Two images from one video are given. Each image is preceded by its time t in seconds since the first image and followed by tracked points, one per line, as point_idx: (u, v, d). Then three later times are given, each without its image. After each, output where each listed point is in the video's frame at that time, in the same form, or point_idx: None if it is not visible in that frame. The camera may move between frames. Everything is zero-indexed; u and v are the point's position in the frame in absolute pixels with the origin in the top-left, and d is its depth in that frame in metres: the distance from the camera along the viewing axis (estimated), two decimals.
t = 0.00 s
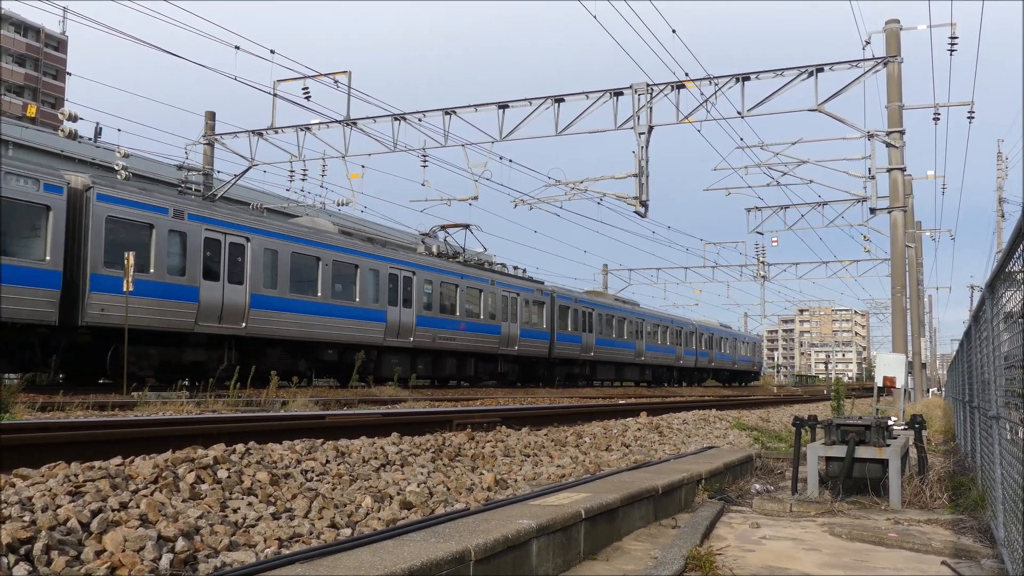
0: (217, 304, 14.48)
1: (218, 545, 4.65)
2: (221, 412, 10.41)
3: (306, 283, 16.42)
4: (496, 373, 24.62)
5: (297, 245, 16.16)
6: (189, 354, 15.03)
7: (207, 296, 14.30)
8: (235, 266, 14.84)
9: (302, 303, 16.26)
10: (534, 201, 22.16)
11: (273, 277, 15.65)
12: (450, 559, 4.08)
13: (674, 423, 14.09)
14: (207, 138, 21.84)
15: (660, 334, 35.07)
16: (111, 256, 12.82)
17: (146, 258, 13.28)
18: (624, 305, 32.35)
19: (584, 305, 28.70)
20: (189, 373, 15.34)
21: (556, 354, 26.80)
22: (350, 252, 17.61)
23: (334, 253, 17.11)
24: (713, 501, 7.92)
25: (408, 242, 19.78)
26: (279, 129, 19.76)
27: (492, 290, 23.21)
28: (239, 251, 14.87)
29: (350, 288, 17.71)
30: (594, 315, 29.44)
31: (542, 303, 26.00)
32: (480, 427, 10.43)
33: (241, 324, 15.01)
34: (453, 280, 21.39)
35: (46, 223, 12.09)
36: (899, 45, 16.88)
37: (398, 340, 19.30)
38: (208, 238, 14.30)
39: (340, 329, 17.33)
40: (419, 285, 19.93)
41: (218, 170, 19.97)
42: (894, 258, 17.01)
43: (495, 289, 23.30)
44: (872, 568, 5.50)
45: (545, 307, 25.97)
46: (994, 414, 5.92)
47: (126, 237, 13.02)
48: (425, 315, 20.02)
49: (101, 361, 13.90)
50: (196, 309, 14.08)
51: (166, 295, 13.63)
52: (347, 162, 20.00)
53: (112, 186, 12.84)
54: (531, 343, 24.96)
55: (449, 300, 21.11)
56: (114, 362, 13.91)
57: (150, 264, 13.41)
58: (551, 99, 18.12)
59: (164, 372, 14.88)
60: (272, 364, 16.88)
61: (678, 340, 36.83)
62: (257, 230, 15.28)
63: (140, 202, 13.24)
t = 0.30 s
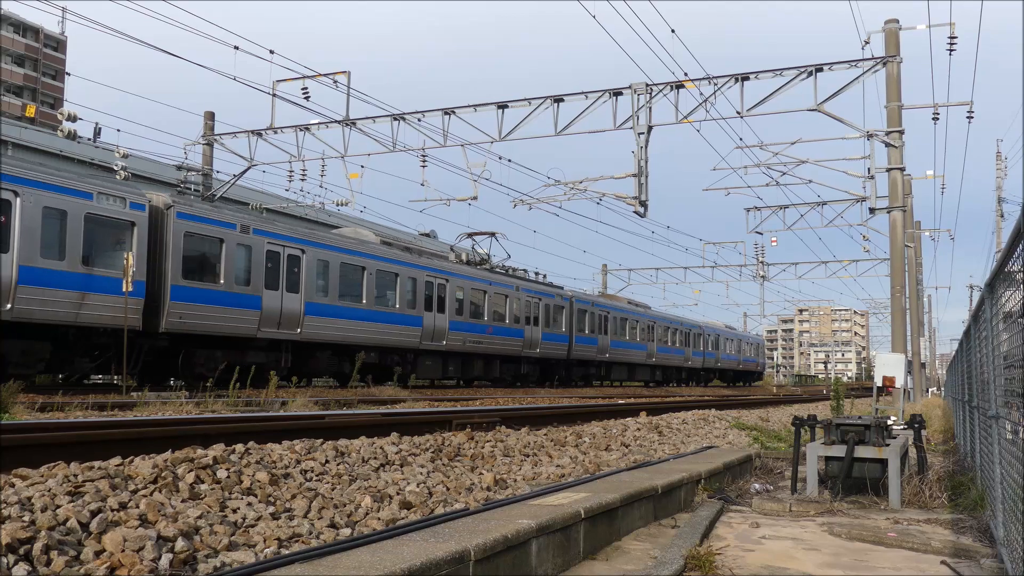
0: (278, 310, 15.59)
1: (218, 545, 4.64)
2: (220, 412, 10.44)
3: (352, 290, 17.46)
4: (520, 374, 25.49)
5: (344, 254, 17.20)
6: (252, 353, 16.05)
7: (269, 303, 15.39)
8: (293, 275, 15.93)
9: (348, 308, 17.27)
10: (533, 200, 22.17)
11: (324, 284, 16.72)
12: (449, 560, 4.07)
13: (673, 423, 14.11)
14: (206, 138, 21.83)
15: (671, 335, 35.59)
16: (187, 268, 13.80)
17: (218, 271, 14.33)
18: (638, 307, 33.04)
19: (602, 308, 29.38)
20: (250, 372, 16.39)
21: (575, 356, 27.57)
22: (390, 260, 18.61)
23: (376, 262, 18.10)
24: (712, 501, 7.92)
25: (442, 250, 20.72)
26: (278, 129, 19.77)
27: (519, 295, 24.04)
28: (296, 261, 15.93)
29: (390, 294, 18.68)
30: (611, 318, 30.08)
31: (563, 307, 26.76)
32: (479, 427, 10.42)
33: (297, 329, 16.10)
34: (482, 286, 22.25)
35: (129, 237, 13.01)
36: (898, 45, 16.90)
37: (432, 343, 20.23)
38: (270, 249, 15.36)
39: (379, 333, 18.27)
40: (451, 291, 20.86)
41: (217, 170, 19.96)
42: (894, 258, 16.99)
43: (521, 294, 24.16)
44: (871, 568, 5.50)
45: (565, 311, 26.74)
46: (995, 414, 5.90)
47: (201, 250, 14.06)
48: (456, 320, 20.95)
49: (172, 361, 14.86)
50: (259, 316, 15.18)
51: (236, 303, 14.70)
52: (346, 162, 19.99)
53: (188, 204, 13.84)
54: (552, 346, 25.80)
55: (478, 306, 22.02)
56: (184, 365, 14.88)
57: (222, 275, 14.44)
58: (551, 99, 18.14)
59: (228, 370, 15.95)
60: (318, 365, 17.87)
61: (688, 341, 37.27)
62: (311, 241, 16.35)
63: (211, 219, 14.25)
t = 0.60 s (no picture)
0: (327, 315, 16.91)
1: (217, 545, 4.64)
2: (220, 412, 10.45)
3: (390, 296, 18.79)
4: (539, 375, 26.75)
5: (383, 263, 18.51)
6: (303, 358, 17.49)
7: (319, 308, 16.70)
8: (339, 283, 17.24)
9: (387, 314, 18.59)
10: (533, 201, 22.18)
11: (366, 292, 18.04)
12: (449, 560, 4.07)
13: (673, 423, 14.12)
14: (206, 138, 21.83)
15: (679, 337, 36.51)
16: (249, 277, 15.06)
17: (276, 280, 15.62)
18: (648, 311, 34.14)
19: (615, 312, 30.54)
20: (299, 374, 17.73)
21: (590, 358, 28.76)
22: (423, 269, 19.92)
23: (411, 270, 19.42)
24: (712, 502, 7.92)
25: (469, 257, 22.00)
26: (278, 129, 19.77)
27: (538, 299, 25.31)
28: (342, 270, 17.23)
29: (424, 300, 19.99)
30: (623, 321, 31.19)
31: (579, 312, 27.98)
32: (478, 427, 10.43)
33: (343, 333, 17.42)
34: (505, 291, 23.53)
35: (200, 250, 14.17)
36: (897, 45, 16.91)
37: (460, 346, 21.55)
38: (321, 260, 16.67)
39: (413, 337, 19.52)
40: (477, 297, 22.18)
41: (217, 170, 19.97)
42: (893, 258, 16.98)
43: (540, 299, 25.41)
44: (870, 568, 5.50)
45: (581, 315, 27.95)
46: (994, 413, 5.87)
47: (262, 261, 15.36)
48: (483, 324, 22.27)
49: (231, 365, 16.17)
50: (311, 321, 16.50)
51: (291, 309, 15.99)
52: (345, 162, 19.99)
53: (251, 219, 15.15)
54: (569, 348, 27.06)
55: (502, 310, 23.32)
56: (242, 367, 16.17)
57: (279, 284, 15.73)
58: (550, 100, 18.17)
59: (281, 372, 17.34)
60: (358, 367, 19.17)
61: (695, 343, 38.01)
62: (356, 252, 17.68)
63: (270, 232, 15.54)
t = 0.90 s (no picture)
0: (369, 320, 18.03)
1: (217, 545, 4.64)
2: (220, 412, 10.46)
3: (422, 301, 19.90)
4: (556, 375, 27.74)
5: (417, 270, 19.63)
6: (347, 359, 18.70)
7: (362, 314, 17.81)
8: (378, 289, 18.34)
9: (418, 317, 19.64)
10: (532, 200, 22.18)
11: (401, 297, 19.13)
12: (448, 560, 4.07)
13: (672, 423, 14.13)
14: (205, 138, 21.82)
15: (688, 338, 37.04)
16: (300, 285, 16.17)
17: (324, 287, 16.72)
18: (658, 312, 34.85)
19: (629, 313, 31.45)
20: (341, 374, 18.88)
21: (605, 358, 29.68)
22: (452, 275, 21.01)
23: (442, 276, 20.53)
24: (711, 502, 7.93)
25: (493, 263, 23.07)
26: (277, 128, 19.76)
27: (555, 303, 26.34)
28: (379, 277, 18.32)
29: (452, 304, 21.08)
30: (635, 323, 32.05)
31: (594, 314, 28.92)
32: (478, 427, 10.43)
33: (381, 336, 18.54)
34: (525, 295, 24.58)
35: (257, 259, 15.23)
36: (896, 44, 16.92)
37: (485, 348, 22.66)
38: (362, 268, 17.77)
39: (443, 339, 20.64)
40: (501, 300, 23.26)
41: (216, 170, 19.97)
42: (892, 258, 16.97)
43: (557, 302, 26.41)
44: (870, 568, 5.50)
45: (596, 317, 28.85)
46: (993, 412, 5.89)
47: (311, 269, 16.48)
48: (506, 326, 23.35)
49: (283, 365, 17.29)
50: (354, 325, 17.61)
51: (338, 315, 17.10)
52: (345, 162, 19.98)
53: (301, 231, 16.26)
54: (585, 349, 28.03)
55: (523, 313, 24.37)
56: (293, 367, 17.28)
57: (327, 291, 16.84)
58: (550, 99, 18.18)
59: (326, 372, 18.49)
60: (393, 366, 20.29)
61: (702, 343, 38.44)
62: (393, 260, 18.80)
63: (318, 242, 16.64)
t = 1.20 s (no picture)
0: (402, 323, 19.05)
1: (216, 545, 4.64)
2: (220, 412, 10.44)
3: (449, 304, 20.91)
4: (572, 375, 28.58)
5: (444, 275, 20.63)
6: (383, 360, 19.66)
7: (396, 317, 18.83)
8: (410, 294, 19.37)
9: (446, 320, 20.65)
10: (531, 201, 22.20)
11: (430, 301, 20.12)
12: (448, 560, 4.07)
13: (672, 423, 14.12)
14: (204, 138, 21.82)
15: (694, 338, 37.39)
16: (340, 290, 17.23)
17: (361, 292, 17.77)
18: (666, 313, 35.36)
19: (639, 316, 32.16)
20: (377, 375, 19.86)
21: (617, 359, 30.45)
22: (476, 279, 21.98)
23: (467, 281, 21.52)
24: (711, 502, 7.93)
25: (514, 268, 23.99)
26: (277, 129, 19.76)
27: (572, 306, 27.20)
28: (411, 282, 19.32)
29: (476, 307, 22.03)
30: (645, 324, 32.77)
31: (606, 316, 29.70)
32: (477, 427, 10.42)
33: (414, 337, 19.50)
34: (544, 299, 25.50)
35: (304, 268, 16.29)
36: (896, 45, 16.91)
37: (507, 349, 23.54)
38: (395, 274, 18.78)
39: (468, 341, 21.59)
40: (521, 304, 24.18)
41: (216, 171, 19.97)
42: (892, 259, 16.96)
43: (573, 305, 27.28)
44: (870, 568, 5.50)
45: (609, 319, 29.60)
46: (993, 413, 5.88)
47: (349, 276, 17.52)
48: (526, 328, 24.25)
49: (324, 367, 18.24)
50: (390, 329, 18.63)
51: (375, 318, 18.13)
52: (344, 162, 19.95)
53: (342, 240, 17.29)
54: (599, 350, 28.83)
55: (542, 316, 25.26)
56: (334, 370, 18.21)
57: (364, 296, 17.89)
58: (550, 99, 18.20)
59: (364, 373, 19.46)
60: (423, 366, 21.25)
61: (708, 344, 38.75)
62: (423, 267, 19.82)
63: (355, 250, 17.67)
